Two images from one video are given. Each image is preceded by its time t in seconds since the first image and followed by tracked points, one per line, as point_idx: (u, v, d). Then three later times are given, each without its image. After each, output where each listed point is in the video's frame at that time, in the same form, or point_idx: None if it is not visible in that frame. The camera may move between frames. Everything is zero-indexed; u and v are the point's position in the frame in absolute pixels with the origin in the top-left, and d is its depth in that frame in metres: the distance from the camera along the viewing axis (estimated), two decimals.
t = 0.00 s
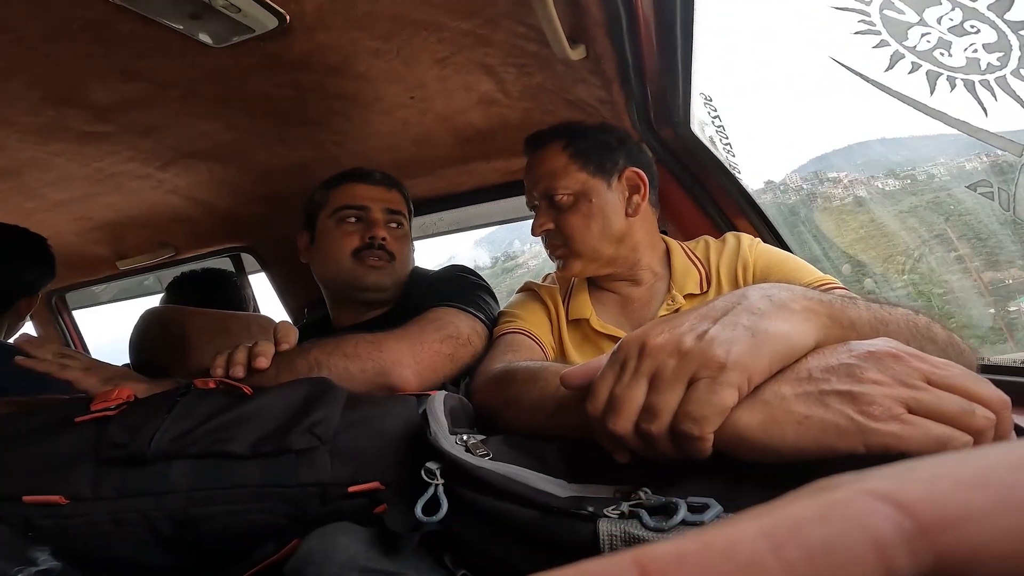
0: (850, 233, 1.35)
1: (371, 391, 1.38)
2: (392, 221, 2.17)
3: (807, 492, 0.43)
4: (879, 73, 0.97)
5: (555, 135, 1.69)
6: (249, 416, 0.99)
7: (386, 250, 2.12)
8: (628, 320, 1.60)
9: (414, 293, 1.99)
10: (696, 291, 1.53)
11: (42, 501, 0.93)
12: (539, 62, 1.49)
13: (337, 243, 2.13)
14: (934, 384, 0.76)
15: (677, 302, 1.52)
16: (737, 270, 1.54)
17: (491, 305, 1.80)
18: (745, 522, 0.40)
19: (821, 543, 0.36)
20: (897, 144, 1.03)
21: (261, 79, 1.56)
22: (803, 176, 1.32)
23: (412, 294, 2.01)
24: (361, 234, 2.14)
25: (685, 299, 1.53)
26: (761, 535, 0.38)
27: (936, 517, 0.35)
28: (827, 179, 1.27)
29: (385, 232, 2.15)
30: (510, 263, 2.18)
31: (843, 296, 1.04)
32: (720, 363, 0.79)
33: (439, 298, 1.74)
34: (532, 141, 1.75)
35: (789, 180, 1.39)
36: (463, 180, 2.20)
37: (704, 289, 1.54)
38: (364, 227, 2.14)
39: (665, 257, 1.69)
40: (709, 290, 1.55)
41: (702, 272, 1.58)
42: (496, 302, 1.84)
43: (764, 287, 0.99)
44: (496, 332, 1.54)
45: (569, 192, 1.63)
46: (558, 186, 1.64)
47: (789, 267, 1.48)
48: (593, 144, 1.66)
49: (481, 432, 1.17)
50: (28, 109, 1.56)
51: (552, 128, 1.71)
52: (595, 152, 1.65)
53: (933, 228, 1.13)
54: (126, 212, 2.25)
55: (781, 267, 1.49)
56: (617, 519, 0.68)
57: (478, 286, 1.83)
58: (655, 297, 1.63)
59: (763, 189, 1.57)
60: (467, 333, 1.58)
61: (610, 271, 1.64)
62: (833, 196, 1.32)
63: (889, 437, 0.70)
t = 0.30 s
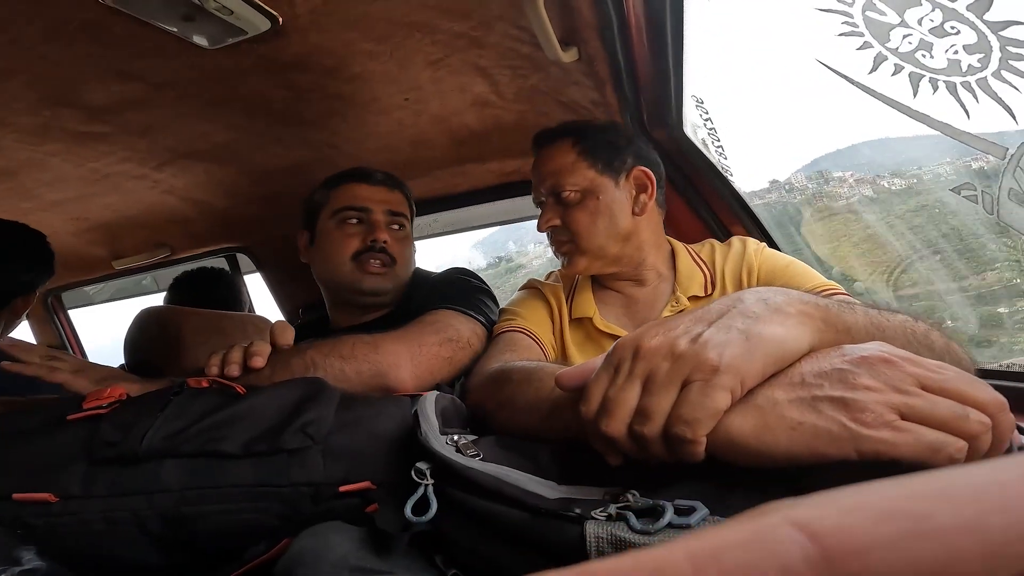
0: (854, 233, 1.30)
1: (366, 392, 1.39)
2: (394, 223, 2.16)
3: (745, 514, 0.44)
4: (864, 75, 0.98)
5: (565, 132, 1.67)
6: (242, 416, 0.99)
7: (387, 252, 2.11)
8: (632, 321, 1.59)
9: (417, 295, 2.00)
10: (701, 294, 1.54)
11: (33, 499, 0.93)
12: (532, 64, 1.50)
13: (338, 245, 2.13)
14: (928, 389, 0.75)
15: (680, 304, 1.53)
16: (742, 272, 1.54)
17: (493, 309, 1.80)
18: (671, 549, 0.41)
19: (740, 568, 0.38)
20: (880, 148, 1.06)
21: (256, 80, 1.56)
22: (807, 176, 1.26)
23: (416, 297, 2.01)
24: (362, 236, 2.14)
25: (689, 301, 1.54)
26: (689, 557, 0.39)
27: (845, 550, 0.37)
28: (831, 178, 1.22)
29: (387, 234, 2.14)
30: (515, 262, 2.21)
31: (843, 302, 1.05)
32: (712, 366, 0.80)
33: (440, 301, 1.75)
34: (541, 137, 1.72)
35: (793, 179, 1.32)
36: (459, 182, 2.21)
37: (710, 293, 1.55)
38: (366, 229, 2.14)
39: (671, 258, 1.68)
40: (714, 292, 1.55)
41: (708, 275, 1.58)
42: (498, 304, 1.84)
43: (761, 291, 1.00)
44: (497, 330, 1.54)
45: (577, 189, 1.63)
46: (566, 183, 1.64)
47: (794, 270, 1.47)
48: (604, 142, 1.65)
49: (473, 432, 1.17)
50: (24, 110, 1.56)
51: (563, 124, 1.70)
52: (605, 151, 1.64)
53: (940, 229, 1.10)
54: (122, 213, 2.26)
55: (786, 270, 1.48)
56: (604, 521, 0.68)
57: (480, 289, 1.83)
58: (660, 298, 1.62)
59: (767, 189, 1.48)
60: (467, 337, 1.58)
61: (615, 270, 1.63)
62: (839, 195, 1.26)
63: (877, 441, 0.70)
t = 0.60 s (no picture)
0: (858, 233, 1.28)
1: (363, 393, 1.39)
2: (417, 224, 2.14)
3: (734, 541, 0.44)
4: (864, 76, 0.99)
5: (596, 124, 1.62)
6: (239, 416, 0.99)
7: (410, 256, 2.08)
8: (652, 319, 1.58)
9: (428, 294, 1.99)
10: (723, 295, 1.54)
11: (27, 499, 0.93)
12: (530, 65, 1.50)
13: (361, 246, 2.09)
14: (935, 396, 0.75)
15: (703, 303, 1.53)
16: (764, 273, 1.54)
17: (504, 316, 1.81)
18: None
19: None
20: (878, 150, 1.06)
21: (254, 80, 1.56)
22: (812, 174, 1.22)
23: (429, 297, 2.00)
24: (386, 237, 2.09)
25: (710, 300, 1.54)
26: None
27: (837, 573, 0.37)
28: (836, 178, 1.19)
29: (411, 236, 2.11)
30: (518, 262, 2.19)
31: (853, 305, 1.04)
32: (717, 368, 0.79)
33: (448, 304, 1.74)
34: (568, 130, 1.68)
35: (796, 179, 1.28)
36: (458, 183, 2.21)
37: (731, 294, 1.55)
38: (389, 230, 2.10)
39: (693, 258, 1.67)
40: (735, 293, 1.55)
41: (731, 277, 1.58)
42: (509, 310, 1.86)
43: (767, 292, 0.99)
44: (509, 323, 1.52)
45: (609, 183, 1.58)
46: (598, 175, 1.59)
47: (816, 275, 1.46)
48: (639, 138, 1.57)
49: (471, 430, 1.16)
50: (21, 109, 1.56)
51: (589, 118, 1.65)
52: (639, 147, 1.57)
53: (945, 228, 1.09)
54: (120, 213, 2.25)
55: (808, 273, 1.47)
56: (602, 524, 0.68)
57: (491, 296, 1.84)
58: (681, 298, 1.61)
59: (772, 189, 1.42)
60: (473, 342, 1.58)
61: (639, 267, 1.60)
62: (843, 195, 1.24)
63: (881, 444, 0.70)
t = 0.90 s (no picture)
0: (863, 233, 1.27)
1: (365, 395, 1.39)
2: (407, 227, 2.14)
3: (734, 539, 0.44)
4: (865, 78, 0.99)
5: (583, 143, 1.57)
6: (242, 418, 0.99)
7: (402, 260, 2.08)
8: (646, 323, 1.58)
9: (423, 298, 2.02)
10: (714, 296, 1.54)
11: (31, 500, 0.93)
12: (531, 67, 1.50)
13: (353, 251, 2.10)
14: (936, 394, 0.76)
15: (695, 305, 1.53)
16: (754, 273, 1.54)
17: (501, 316, 1.80)
18: None
19: None
20: (880, 150, 1.06)
21: (256, 83, 1.56)
22: (818, 172, 1.22)
23: (427, 297, 2.00)
24: (376, 242, 2.10)
25: (702, 302, 1.54)
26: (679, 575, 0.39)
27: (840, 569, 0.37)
28: (840, 177, 1.19)
29: (402, 240, 2.11)
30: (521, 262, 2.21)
31: (851, 305, 1.05)
32: (720, 368, 0.79)
33: (444, 304, 1.74)
34: (547, 150, 1.63)
35: (801, 177, 1.27)
36: (459, 185, 2.21)
37: (723, 295, 1.55)
38: (380, 234, 2.11)
39: (681, 256, 1.67)
40: (726, 293, 1.56)
41: (721, 276, 1.58)
42: (506, 309, 1.85)
43: (767, 292, 1.00)
44: (504, 330, 1.53)
45: (615, 208, 1.53)
46: (602, 203, 1.52)
47: (806, 272, 1.46)
48: (627, 151, 1.58)
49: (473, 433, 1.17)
50: (24, 112, 1.57)
51: (569, 136, 1.60)
52: (631, 160, 1.57)
53: (949, 228, 1.09)
54: (122, 215, 2.26)
55: (798, 271, 1.47)
56: (606, 524, 0.68)
57: (487, 295, 1.83)
58: (674, 301, 1.61)
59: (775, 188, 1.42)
60: (470, 341, 1.58)
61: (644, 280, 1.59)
62: (848, 194, 1.23)
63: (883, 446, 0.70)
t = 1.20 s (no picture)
0: (867, 234, 1.27)
1: (367, 394, 1.40)
2: (403, 226, 2.13)
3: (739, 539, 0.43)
4: (867, 77, 0.99)
5: (575, 134, 1.61)
6: (245, 417, 0.99)
7: (396, 258, 2.08)
8: (641, 326, 1.58)
9: (423, 299, 2.02)
10: (708, 296, 1.54)
11: (35, 500, 0.93)
12: (533, 68, 1.50)
13: (348, 251, 2.10)
14: (939, 391, 0.75)
15: (688, 305, 1.52)
16: (748, 274, 1.54)
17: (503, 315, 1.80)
18: None
19: None
20: (884, 149, 1.06)
21: (259, 83, 1.57)
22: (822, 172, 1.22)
23: (427, 297, 2.01)
24: (370, 241, 2.10)
25: (696, 303, 1.54)
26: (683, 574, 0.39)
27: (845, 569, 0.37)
28: (845, 176, 1.19)
29: (397, 238, 2.11)
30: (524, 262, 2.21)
31: (853, 305, 1.04)
32: (724, 367, 0.79)
33: (444, 304, 1.74)
34: (541, 143, 1.66)
35: (805, 177, 1.27)
36: (462, 185, 2.21)
37: (716, 294, 1.55)
38: (374, 233, 2.11)
39: (674, 258, 1.67)
40: (720, 293, 1.55)
41: (714, 275, 1.58)
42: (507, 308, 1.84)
43: (770, 292, 0.99)
44: (502, 332, 1.53)
45: (601, 195, 1.55)
46: (589, 189, 1.56)
47: (800, 272, 1.46)
48: (617, 145, 1.60)
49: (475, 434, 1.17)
50: (28, 112, 1.57)
51: (562, 130, 1.64)
52: (621, 154, 1.60)
53: (953, 229, 1.08)
54: (126, 215, 2.26)
55: (793, 269, 1.48)
56: (607, 525, 0.68)
57: (489, 294, 1.82)
58: (667, 301, 1.61)
59: (778, 187, 1.40)
60: (473, 342, 1.58)
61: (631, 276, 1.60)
62: (853, 193, 1.23)
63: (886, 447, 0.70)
